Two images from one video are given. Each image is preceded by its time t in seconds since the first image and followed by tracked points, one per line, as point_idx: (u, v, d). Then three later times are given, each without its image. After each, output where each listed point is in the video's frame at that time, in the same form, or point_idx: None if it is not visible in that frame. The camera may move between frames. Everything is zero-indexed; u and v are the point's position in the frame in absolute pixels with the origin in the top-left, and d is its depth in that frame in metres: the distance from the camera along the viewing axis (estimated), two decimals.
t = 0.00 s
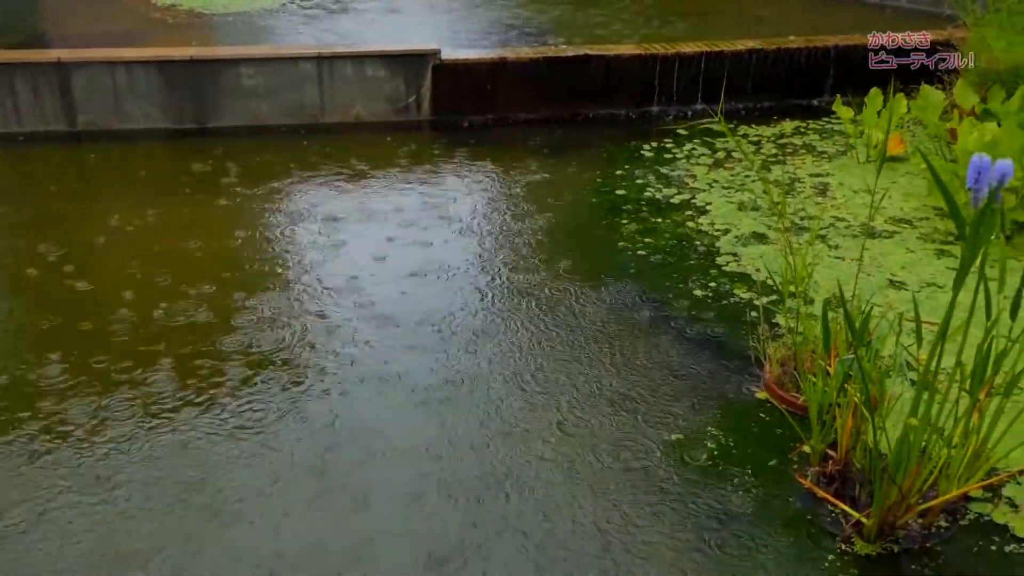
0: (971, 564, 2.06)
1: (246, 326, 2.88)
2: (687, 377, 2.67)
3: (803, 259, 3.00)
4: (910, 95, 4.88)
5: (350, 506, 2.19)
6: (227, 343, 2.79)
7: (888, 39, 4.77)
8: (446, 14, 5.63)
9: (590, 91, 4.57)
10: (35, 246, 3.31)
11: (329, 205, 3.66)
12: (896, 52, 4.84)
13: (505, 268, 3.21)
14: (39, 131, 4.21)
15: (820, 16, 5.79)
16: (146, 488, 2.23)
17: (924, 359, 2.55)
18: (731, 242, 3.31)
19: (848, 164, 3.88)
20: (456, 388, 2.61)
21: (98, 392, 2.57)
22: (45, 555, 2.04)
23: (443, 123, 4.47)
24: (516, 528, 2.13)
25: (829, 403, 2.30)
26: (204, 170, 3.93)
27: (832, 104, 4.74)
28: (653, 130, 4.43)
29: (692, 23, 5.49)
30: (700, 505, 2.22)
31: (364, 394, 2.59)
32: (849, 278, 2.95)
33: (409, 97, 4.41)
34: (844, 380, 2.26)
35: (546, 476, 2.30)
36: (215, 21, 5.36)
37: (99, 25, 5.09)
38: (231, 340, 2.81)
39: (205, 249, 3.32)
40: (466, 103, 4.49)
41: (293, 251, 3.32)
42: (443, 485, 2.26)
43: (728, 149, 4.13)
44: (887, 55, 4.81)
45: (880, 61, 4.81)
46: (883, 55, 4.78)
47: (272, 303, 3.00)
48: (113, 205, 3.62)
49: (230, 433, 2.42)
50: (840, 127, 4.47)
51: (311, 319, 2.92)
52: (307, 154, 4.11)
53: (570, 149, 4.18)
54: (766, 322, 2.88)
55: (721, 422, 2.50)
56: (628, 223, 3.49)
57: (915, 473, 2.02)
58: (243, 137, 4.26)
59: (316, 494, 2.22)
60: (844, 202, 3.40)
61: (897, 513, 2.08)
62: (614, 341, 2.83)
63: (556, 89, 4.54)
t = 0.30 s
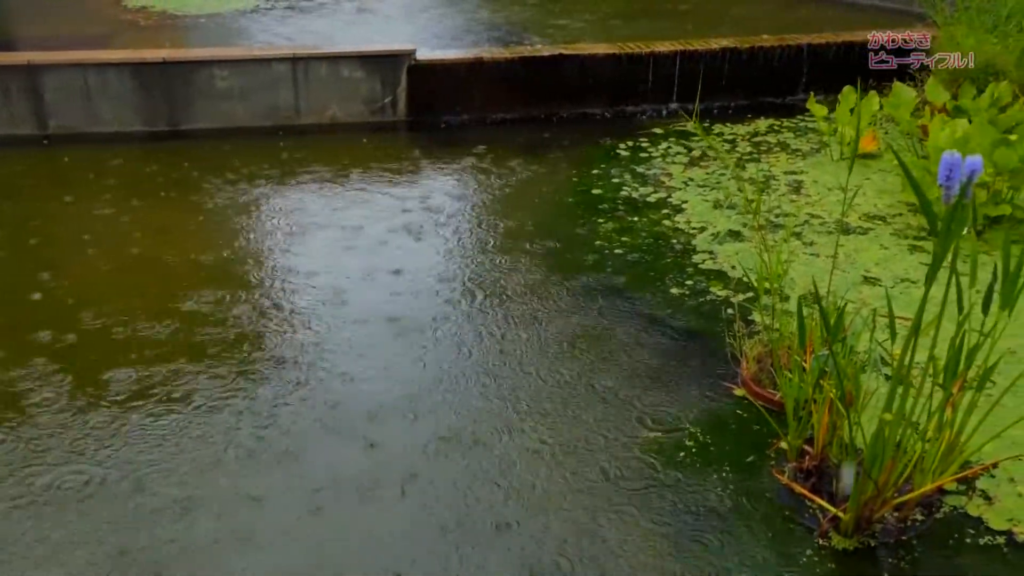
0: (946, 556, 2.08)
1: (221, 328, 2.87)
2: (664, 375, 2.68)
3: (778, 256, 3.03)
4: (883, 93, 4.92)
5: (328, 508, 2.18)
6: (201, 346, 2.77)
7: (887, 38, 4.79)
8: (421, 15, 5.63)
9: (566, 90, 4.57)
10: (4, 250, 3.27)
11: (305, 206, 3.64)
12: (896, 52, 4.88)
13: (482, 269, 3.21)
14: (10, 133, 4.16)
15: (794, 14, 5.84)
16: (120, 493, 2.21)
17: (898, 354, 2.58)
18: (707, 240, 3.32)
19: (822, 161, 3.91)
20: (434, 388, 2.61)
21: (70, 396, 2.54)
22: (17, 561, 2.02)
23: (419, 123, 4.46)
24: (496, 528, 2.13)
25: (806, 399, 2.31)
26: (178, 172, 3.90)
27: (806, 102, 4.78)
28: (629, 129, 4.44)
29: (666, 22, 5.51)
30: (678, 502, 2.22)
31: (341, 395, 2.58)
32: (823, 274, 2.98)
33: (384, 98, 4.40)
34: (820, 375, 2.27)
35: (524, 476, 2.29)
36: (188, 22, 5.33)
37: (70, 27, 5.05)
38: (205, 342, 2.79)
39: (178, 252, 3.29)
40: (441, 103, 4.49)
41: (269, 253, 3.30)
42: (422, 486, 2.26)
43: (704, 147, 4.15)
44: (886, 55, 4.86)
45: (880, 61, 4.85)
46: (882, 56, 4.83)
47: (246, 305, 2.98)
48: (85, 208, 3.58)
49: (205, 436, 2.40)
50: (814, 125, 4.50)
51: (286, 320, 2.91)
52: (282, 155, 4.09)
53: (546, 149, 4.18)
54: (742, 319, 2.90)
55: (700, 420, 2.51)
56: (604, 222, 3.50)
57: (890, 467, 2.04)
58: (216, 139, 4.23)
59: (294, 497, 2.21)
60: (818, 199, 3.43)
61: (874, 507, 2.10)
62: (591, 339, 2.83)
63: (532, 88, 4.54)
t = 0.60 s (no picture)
0: (922, 549, 2.10)
1: (195, 331, 2.85)
2: (639, 373, 2.69)
3: (752, 254, 3.05)
4: (855, 90, 4.97)
5: (306, 512, 2.17)
6: (174, 351, 2.75)
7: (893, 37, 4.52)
8: (395, 15, 5.61)
9: (542, 90, 4.58)
10: None
11: (281, 209, 3.62)
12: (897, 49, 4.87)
13: (458, 269, 3.21)
14: None
15: (767, 12, 5.88)
16: (94, 500, 2.19)
17: (871, 349, 2.60)
18: (682, 239, 3.34)
19: (796, 159, 3.94)
20: (411, 390, 2.60)
21: (40, 403, 2.52)
22: None
23: (394, 124, 4.45)
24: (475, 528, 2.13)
25: (781, 396, 2.32)
26: (151, 175, 3.87)
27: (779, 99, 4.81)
28: (604, 129, 4.46)
29: (640, 21, 5.53)
30: (656, 500, 2.23)
31: (318, 398, 2.57)
32: (798, 271, 3.00)
33: (359, 99, 4.39)
34: (795, 372, 2.29)
35: (503, 476, 2.29)
36: (159, 23, 5.29)
37: (39, 30, 4.99)
38: (178, 347, 2.77)
39: (150, 255, 3.27)
40: (416, 103, 4.48)
41: (244, 256, 3.28)
42: (400, 487, 2.25)
43: (680, 146, 4.17)
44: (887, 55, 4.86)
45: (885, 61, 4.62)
46: (880, 58, 4.85)
47: (221, 309, 2.97)
48: (56, 212, 3.55)
49: (179, 441, 2.39)
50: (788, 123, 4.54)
51: (262, 324, 2.89)
52: (256, 157, 4.07)
53: (522, 149, 4.19)
54: (718, 316, 2.91)
55: (677, 417, 2.52)
56: (580, 221, 3.51)
57: (864, 462, 2.05)
58: (190, 141, 4.21)
59: (271, 502, 2.20)
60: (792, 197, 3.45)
61: (849, 502, 2.11)
62: (567, 338, 2.84)
63: (508, 88, 4.54)
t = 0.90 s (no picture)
0: (898, 543, 2.11)
1: (169, 336, 2.83)
2: (616, 372, 2.69)
3: (727, 252, 3.06)
4: (827, 88, 5.01)
5: (282, 516, 2.16)
6: (146, 355, 2.73)
7: (888, 37, 4.33)
8: (369, 15, 5.60)
9: (517, 90, 4.58)
10: None
11: (256, 211, 3.60)
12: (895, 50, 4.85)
13: (435, 269, 3.20)
14: None
15: (740, 11, 5.91)
16: (66, 508, 2.17)
17: (844, 345, 2.63)
18: (658, 237, 3.35)
19: (770, 157, 3.97)
20: (388, 392, 2.59)
21: (9, 411, 2.49)
22: None
23: (369, 125, 4.44)
24: (453, 529, 2.12)
25: (757, 392, 2.33)
26: (124, 179, 3.83)
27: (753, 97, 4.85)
28: (580, 128, 4.47)
29: (614, 21, 5.55)
30: (633, 498, 2.24)
31: (293, 401, 2.55)
32: (772, 268, 3.02)
33: (333, 100, 4.38)
34: (770, 369, 2.30)
35: (481, 476, 2.29)
36: (130, 25, 5.24)
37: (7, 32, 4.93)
38: (151, 351, 2.75)
39: (121, 259, 3.24)
40: (391, 104, 4.47)
41: (219, 259, 3.26)
42: (378, 489, 2.24)
43: (655, 144, 4.18)
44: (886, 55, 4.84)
45: (879, 61, 4.41)
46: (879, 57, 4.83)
47: (195, 313, 2.95)
48: (27, 217, 3.50)
49: (152, 448, 2.36)
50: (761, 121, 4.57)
51: (237, 328, 2.87)
52: (229, 159, 4.04)
53: (498, 148, 4.19)
54: (694, 314, 2.93)
55: (655, 416, 2.53)
56: (556, 221, 3.51)
57: (840, 457, 2.07)
58: (162, 144, 4.17)
59: (247, 507, 2.18)
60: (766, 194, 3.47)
61: (825, 496, 2.12)
62: (544, 338, 2.84)
63: (482, 88, 4.54)
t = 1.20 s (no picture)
0: (877, 537, 2.13)
1: (145, 339, 2.81)
2: (594, 371, 2.70)
3: (705, 250, 3.08)
4: (803, 86, 5.05)
5: (262, 518, 2.15)
6: (122, 359, 2.71)
7: (888, 37, 4.19)
8: (345, 16, 5.58)
9: (495, 90, 4.58)
10: None
11: (234, 213, 3.58)
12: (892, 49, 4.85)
13: (414, 270, 3.20)
14: None
15: (716, 11, 5.95)
16: (41, 514, 2.14)
17: (821, 342, 2.65)
18: (636, 236, 3.36)
19: (746, 155, 3.99)
20: (367, 393, 2.58)
21: None
22: None
23: (346, 126, 4.43)
24: (435, 530, 2.12)
25: (736, 389, 2.34)
26: (100, 181, 3.80)
27: (730, 96, 4.87)
28: (557, 127, 4.47)
29: (591, 20, 5.56)
30: (614, 496, 2.24)
31: (271, 404, 2.54)
32: (750, 266, 3.03)
33: (310, 101, 4.36)
34: (749, 366, 2.31)
35: (462, 477, 2.28)
36: (103, 27, 5.19)
37: None
38: (126, 355, 2.73)
39: (95, 262, 3.21)
40: (369, 105, 4.46)
41: (196, 262, 3.24)
42: (359, 491, 2.24)
43: (633, 143, 4.20)
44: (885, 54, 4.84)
45: (880, 62, 4.24)
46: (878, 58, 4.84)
47: (172, 316, 2.92)
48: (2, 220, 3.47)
49: (129, 452, 2.34)
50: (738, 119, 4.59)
51: (215, 330, 2.85)
52: (206, 161, 4.02)
53: (476, 149, 4.19)
54: (673, 312, 2.94)
55: (635, 414, 2.54)
56: (535, 221, 3.51)
57: (818, 452, 2.08)
58: (137, 145, 4.14)
59: (226, 511, 2.17)
60: (743, 192, 3.49)
61: (804, 492, 2.13)
62: (524, 337, 2.84)
63: (460, 88, 4.54)
